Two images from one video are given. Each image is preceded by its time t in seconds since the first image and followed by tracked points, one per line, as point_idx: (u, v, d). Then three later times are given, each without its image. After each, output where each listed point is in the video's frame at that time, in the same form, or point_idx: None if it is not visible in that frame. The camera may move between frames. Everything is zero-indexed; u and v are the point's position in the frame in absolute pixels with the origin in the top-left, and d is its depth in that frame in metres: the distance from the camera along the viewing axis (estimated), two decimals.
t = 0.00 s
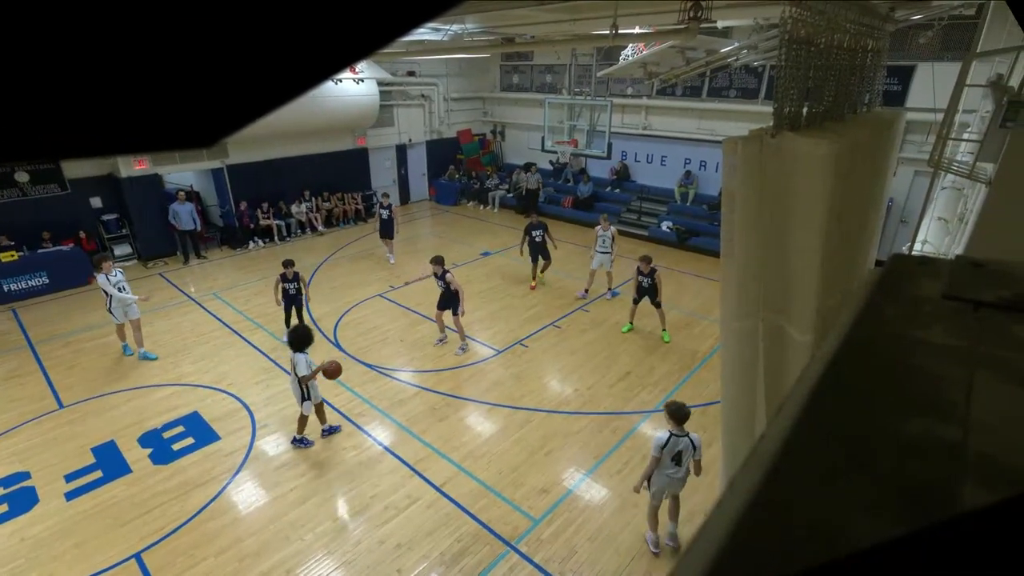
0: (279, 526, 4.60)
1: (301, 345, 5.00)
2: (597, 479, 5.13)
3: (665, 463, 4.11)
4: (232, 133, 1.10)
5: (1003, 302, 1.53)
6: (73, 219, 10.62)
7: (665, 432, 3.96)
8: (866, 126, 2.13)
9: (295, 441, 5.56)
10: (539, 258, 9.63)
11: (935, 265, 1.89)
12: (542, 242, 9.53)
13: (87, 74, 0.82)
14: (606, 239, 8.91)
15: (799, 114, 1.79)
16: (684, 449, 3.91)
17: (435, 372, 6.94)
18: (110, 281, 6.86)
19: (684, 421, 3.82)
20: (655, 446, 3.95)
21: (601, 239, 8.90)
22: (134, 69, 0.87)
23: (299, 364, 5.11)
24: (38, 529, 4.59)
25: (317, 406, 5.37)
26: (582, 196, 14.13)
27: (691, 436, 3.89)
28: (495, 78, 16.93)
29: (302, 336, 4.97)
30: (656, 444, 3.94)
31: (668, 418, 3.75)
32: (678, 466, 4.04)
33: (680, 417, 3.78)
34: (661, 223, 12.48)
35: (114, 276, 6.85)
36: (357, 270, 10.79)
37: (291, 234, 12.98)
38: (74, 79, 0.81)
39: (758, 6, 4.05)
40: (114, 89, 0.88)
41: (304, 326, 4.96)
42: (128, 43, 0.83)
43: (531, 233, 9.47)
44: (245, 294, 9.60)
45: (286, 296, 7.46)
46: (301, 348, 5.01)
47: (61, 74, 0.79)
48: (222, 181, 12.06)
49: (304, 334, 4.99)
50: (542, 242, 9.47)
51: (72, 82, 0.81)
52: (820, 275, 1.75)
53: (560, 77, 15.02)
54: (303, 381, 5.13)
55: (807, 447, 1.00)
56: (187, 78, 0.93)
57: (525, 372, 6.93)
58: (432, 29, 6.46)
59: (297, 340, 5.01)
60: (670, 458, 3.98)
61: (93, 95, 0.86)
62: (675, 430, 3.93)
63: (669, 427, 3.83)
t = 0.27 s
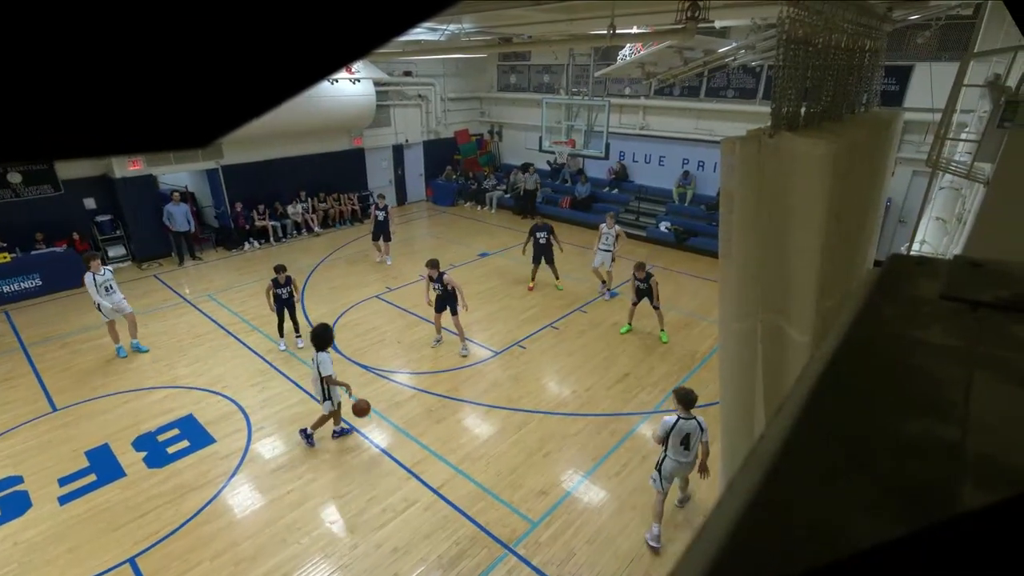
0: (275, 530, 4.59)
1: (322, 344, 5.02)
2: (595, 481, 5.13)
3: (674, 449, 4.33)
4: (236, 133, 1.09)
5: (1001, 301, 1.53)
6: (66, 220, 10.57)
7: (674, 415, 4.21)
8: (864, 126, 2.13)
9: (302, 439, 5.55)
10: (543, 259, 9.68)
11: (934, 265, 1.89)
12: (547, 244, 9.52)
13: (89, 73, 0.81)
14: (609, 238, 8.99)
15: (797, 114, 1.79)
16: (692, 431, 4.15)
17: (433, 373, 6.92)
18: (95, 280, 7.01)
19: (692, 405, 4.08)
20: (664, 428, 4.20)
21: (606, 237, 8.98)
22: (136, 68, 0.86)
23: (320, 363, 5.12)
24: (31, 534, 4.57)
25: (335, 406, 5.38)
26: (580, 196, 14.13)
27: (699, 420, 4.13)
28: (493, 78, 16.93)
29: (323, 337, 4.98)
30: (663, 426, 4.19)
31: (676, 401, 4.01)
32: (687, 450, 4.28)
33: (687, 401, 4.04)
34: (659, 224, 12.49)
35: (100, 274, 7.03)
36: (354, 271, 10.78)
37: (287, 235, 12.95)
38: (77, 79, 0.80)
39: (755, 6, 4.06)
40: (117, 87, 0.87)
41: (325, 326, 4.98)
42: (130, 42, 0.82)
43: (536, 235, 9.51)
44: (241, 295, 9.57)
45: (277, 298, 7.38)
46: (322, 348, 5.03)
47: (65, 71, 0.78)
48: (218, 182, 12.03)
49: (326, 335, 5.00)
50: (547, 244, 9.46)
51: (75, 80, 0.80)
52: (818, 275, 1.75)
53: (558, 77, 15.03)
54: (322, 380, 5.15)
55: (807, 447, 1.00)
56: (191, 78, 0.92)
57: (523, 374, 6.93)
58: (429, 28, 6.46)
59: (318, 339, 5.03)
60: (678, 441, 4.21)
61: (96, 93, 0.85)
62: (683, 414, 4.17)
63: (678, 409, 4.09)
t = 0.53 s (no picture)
0: (272, 532, 4.57)
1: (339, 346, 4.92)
2: (594, 482, 5.12)
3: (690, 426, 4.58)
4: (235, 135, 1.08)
5: (1001, 301, 1.53)
6: (61, 221, 10.54)
7: (688, 393, 4.49)
8: (863, 126, 2.13)
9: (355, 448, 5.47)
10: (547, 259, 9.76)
11: (934, 266, 1.89)
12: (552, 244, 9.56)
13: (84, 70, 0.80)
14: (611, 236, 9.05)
15: (796, 114, 1.79)
16: (705, 408, 4.42)
17: (432, 374, 6.92)
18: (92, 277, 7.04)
19: (707, 383, 4.34)
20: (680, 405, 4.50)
21: (607, 235, 9.04)
22: (130, 65, 0.85)
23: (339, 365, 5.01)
24: (26, 537, 4.55)
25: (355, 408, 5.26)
26: (579, 197, 14.13)
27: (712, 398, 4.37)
28: (491, 79, 16.94)
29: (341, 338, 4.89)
30: (679, 403, 4.47)
31: (692, 379, 4.27)
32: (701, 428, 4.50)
33: (702, 380, 4.30)
34: (658, 224, 12.50)
35: (98, 271, 7.08)
36: (351, 272, 10.76)
37: (284, 236, 12.94)
38: (53, 52, 0.75)
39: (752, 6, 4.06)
40: (113, 85, 0.85)
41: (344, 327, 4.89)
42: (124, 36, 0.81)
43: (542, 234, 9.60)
44: (238, 296, 9.55)
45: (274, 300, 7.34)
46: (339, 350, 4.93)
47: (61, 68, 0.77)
48: (214, 183, 12.00)
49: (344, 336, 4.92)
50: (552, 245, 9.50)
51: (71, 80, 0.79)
52: (818, 275, 1.75)
53: (556, 76, 15.03)
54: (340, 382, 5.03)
55: (807, 447, 0.99)
56: (186, 74, 0.91)
57: (521, 375, 6.92)
58: (427, 28, 6.46)
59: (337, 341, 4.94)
60: (693, 417, 4.47)
61: (76, 81, 0.81)
62: (698, 392, 4.45)
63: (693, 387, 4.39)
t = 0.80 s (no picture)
0: (270, 535, 4.56)
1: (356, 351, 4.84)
2: (593, 483, 5.12)
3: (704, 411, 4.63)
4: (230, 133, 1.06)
5: (999, 302, 1.53)
6: (57, 222, 10.50)
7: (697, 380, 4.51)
8: (861, 126, 2.13)
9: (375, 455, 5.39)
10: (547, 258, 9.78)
11: (932, 266, 1.89)
12: (552, 243, 9.63)
13: (76, 67, 0.78)
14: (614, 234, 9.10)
15: (794, 114, 1.79)
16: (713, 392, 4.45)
17: (430, 375, 6.91)
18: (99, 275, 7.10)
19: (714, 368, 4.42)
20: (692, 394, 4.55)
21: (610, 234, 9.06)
22: (122, 61, 0.84)
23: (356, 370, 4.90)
24: (22, 540, 4.53)
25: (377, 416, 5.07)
26: (577, 197, 14.13)
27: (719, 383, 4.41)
28: (489, 79, 16.94)
29: (358, 342, 4.82)
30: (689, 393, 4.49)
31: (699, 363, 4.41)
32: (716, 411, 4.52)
33: (709, 364, 4.41)
34: (657, 225, 12.51)
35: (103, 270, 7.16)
36: (349, 273, 10.75)
37: (282, 236, 12.92)
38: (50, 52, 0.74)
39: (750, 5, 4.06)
40: (106, 83, 0.84)
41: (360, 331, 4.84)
42: (116, 32, 0.80)
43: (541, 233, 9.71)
44: (235, 298, 9.54)
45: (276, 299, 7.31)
46: (357, 354, 4.85)
47: (53, 65, 0.75)
48: (211, 184, 11.97)
49: (361, 339, 4.85)
50: (552, 244, 9.57)
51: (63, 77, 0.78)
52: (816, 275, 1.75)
53: (554, 77, 15.04)
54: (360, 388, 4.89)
55: (807, 448, 0.99)
56: (179, 70, 0.90)
57: (520, 376, 6.92)
58: (425, 28, 6.46)
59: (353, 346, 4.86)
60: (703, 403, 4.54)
61: (73, 80, 0.80)
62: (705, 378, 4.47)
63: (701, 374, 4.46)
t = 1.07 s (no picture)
0: (267, 537, 4.55)
1: (365, 354, 4.74)
2: (592, 485, 5.12)
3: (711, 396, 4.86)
4: (227, 133, 1.06)
5: (996, 301, 1.53)
6: (52, 223, 10.47)
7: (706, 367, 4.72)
8: (859, 126, 2.14)
9: (365, 458, 5.36)
10: (544, 258, 9.79)
11: (930, 266, 1.89)
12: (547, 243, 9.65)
13: (73, 65, 0.78)
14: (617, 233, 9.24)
15: (792, 115, 1.80)
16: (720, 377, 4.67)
17: (428, 377, 6.90)
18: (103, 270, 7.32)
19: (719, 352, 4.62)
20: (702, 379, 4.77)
21: (614, 234, 9.20)
22: (118, 59, 0.83)
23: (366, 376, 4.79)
24: (17, 543, 4.51)
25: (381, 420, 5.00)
26: (575, 197, 14.13)
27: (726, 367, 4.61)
28: (486, 79, 16.94)
29: (369, 346, 4.73)
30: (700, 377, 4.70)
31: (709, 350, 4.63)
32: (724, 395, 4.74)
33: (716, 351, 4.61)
34: (655, 226, 12.52)
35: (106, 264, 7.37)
36: (346, 274, 10.73)
37: (279, 238, 12.91)
38: (52, 55, 0.74)
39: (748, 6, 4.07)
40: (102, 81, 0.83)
41: (370, 334, 4.75)
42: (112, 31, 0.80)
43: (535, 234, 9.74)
44: (232, 299, 9.51)
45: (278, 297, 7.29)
46: (367, 358, 4.75)
47: (49, 62, 0.75)
48: (207, 185, 11.95)
49: (371, 343, 4.76)
50: (546, 244, 9.60)
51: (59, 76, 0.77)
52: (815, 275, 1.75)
53: (552, 77, 15.05)
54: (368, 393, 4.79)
55: (804, 447, 0.99)
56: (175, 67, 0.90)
57: (518, 377, 6.92)
58: (424, 28, 6.46)
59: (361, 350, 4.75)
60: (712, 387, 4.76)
61: (75, 83, 0.80)
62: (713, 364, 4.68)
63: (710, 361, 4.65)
